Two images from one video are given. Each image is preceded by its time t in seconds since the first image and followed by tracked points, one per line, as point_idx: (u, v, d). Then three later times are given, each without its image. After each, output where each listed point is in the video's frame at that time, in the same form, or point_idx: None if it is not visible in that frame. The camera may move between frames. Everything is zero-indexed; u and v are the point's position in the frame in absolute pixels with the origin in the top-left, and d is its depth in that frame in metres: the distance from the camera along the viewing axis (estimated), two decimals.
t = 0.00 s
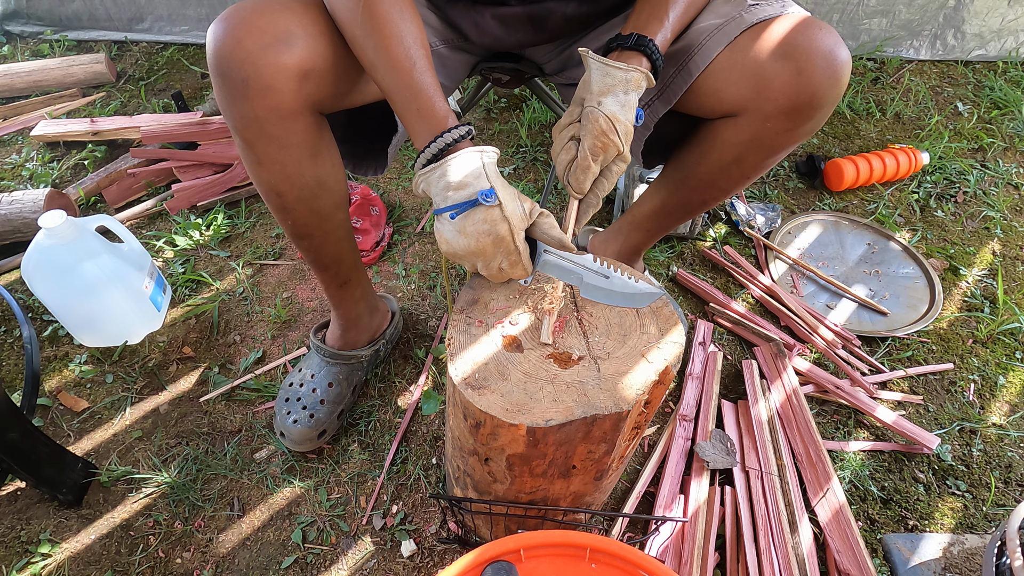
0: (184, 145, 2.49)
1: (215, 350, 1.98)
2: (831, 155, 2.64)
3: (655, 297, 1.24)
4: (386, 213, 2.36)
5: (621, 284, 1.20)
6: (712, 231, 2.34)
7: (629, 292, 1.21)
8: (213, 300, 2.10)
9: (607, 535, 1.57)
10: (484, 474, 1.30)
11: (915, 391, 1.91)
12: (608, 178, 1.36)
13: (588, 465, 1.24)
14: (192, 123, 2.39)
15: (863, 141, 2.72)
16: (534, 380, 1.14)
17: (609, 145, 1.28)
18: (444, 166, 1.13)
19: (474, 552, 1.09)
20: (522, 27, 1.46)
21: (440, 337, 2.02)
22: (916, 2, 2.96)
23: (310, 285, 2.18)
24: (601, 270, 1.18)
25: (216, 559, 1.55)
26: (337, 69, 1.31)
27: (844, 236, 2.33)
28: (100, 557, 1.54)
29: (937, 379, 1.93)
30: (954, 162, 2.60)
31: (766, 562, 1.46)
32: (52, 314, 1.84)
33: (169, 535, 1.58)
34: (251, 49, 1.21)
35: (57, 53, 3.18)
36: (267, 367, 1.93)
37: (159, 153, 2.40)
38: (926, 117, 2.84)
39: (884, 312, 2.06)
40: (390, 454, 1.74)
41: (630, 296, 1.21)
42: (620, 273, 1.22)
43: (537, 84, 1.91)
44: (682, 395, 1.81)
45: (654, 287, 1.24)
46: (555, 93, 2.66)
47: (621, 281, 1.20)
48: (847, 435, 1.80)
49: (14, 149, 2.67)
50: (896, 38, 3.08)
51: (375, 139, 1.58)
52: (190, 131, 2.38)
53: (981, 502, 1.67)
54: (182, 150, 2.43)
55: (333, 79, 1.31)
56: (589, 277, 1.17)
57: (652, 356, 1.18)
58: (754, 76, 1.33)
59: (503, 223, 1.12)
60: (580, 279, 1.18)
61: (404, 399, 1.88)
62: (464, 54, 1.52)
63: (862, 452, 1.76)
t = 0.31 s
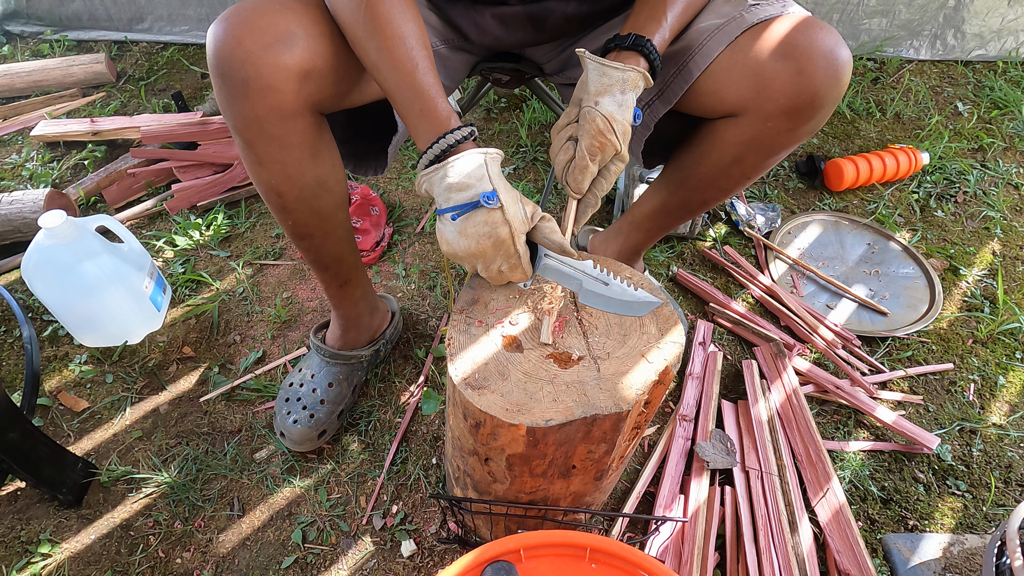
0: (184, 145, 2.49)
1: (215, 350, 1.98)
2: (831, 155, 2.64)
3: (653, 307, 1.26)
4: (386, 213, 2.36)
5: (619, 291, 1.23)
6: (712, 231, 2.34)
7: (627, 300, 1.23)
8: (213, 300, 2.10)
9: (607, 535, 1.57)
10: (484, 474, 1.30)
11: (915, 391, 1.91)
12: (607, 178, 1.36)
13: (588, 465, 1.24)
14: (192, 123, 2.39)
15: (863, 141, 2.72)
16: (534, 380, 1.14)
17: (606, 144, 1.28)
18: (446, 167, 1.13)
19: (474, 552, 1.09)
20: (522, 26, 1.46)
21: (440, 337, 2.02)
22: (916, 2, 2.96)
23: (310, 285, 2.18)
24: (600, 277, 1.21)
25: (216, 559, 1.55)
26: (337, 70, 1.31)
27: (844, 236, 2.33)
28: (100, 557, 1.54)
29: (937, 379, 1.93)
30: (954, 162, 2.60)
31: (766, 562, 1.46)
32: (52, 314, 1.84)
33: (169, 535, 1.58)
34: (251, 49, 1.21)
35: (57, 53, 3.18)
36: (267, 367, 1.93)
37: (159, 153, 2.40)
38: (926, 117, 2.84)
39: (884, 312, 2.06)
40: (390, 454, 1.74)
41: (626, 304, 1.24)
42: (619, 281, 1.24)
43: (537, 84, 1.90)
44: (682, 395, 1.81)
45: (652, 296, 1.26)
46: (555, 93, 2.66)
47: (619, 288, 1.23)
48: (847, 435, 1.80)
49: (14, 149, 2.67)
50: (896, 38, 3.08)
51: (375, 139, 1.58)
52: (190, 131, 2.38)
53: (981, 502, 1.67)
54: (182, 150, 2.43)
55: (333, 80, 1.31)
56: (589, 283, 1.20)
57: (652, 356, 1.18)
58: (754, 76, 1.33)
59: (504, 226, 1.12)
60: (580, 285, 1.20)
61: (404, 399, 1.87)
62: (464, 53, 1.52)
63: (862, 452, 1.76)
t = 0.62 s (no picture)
0: (184, 145, 2.49)
1: (215, 350, 1.98)
2: (831, 155, 2.64)
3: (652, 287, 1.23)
4: (386, 213, 2.36)
5: (620, 274, 1.18)
6: (712, 231, 2.34)
7: (628, 282, 1.19)
8: (213, 300, 2.10)
9: (607, 535, 1.57)
10: (484, 474, 1.30)
11: (915, 391, 1.91)
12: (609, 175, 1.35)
13: (588, 465, 1.24)
14: (192, 122, 2.39)
15: (863, 141, 2.72)
16: (534, 380, 1.14)
17: (602, 144, 1.27)
18: (438, 158, 1.13)
19: (474, 552, 1.09)
20: (522, 24, 1.46)
21: (440, 337, 2.02)
22: (916, 2, 2.96)
23: (310, 285, 2.18)
24: (599, 261, 1.16)
25: (216, 559, 1.55)
26: (337, 70, 1.31)
27: (844, 236, 2.33)
28: (100, 557, 1.54)
29: (937, 379, 1.93)
30: (954, 162, 2.60)
31: (766, 562, 1.46)
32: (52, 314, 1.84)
33: (169, 535, 1.58)
34: (252, 49, 1.21)
35: (57, 53, 3.18)
36: (267, 367, 1.93)
37: (159, 153, 2.40)
38: (926, 117, 2.84)
39: (884, 312, 2.06)
40: (390, 454, 1.74)
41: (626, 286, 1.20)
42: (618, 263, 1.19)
43: (537, 83, 1.90)
44: (682, 395, 1.81)
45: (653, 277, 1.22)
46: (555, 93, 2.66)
47: (619, 271, 1.18)
48: (847, 435, 1.80)
49: (14, 149, 2.67)
50: (896, 38, 3.08)
51: (376, 139, 1.58)
52: (190, 131, 2.38)
53: (981, 502, 1.67)
54: (182, 150, 2.43)
55: (334, 80, 1.31)
56: (588, 267, 1.16)
57: (651, 356, 1.18)
58: (755, 76, 1.33)
59: (500, 215, 1.12)
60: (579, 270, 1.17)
61: (404, 399, 1.87)
62: (464, 52, 1.52)
63: (862, 452, 1.76)
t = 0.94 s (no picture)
0: (184, 145, 2.49)
1: (215, 350, 1.98)
2: (831, 155, 2.64)
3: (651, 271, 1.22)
4: (386, 213, 2.36)
5: (618, 259, 1.18)
6: (712, 231, 2.34)
7: (626, 267, 1.19)
8: (213, 300, 2.10)
9: (607, 535, 1.57)
10: (484, 473, 1.30)
11: (915, 391, 1.91)
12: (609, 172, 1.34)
13: (588, 465, 1.24)
14: (192, 122, 2.39)
15: (863, 141, 2.72)
16: (534, 380, 1.14)
17: (594, 140, 1.27)
18: (435, 147, 1.13)
19: (474, 552, 1.09)
20: (522, 24, 1.46)
21: (440, 337, 2.02)
22: (916, 2, 2.96)
23: (310, 285, 2.18)
24: (596, 246, 1.18)
25: (216, 559, 1.55)
26: (336, 67, 1.31)
27: (844, 236, 2.33)
28: (100, 557, 1.54)
29: (937, 379, 1.93)
30: (954, 162, 2.60)
31: (766, 562, 1.46)
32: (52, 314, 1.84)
33: (169, 535, 1.58)
34: (251, 48, 1.21)
35: (57, 53, 3.18)
36: (267, 367, 1.93)
37: (159, 153, 2.40)
38: (926, 117, 2.84)
39: (884, 312, 2.06)
40: (390, 454, 1.74)
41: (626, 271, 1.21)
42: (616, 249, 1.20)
43: (537, 83, 1.90)
44: (682, 395, 1.81)
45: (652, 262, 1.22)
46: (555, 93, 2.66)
47: (617, 256, 1.19)
48: (847, 435, 1.80)
49: (14, 149, 2.67)
50: (896, 38, 3.08)
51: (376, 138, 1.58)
52: (190, 131, 2.38)
53: (981, 502, 1.67)
54: (182, 150, 2.43)
55: (332, 78, 1.31)
56: (585, 253, 1.17)
57: (651, 356, 1.18)
58: (755, 76, 1.33)
59: (498, 202, 1.12)
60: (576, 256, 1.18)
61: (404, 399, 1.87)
62: (464, 52, 1.52)
63: (862, 452, 1.76)
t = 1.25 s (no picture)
0: (184, 145, 2.49)
1: (215, 350, 1.98)
2: (831, 155, 2.64)
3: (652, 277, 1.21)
4: (386, 213, 2.36)
5: (619, 266, 1.18)
6: (712, 231, 2.34)
7: (628, 274, 1.18)
8: (213, 300, 2.10)
9: (607, 535, 1.57)
10: (484, 474, 1.30)
11: (915, 391, 1.91)
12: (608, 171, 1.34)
13: (588, 465, 1.24)
14: (192, 122, 2.40)
15: (863, 141, 2.72)
16: (534, 380, 1.14)
17: (591, 140, 1.28)
18: (438, 153, 1.13)
19: (474, 552, 1.09)
20: (522, 25, 1.46)
21: (440, 337, 2.02)
22: (916, 2, 2.96)
23: (309, 285, 2.18)
24: (597, 253, 1.17)
25: (216, 559, 1.55)
26: (336, 69, 1.31)
27: (844, 236, 2.33)
28: (100, 557, 1.54)
29: (937, 379, 1.93)
30: (954, 163, 2.60)
31: (766, 562, 1.46)
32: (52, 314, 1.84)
33: (169, 535, 1.58)
34: (250, 48, 1.21)
35: (57, 53, 3.18)
36: (267, 367, 1.93)
37: (159, 153, 2.40)
38: (926, 117, 2.84)
39: (884, 312, 2.06)
40: (390, 454, 1.74)
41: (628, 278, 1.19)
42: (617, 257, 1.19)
43: (537, 84, 1.90)
44: (682, 395, 1.81)
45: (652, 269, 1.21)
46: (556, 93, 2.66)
47: (618, 264, 1.18)
48: (847, 435, 1.80)
49: (14, 149, 2.67)
50: (896, 38, 3.08)
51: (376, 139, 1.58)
52: (190, 131, 2.38)
53: (981, 502, 1.67)
54: (182, 150, 2.43)
55: (332, 79, 1.31)
56: (586, 261, 1.16)
57: (651, 356, 1.18)
58: (755, 76, 1.33)
59: (499, 209, 1.13)
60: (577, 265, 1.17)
61: (404, 399, 1.87)
62: (464, 53, 1.52)
63: (862, 452, 1.76)
